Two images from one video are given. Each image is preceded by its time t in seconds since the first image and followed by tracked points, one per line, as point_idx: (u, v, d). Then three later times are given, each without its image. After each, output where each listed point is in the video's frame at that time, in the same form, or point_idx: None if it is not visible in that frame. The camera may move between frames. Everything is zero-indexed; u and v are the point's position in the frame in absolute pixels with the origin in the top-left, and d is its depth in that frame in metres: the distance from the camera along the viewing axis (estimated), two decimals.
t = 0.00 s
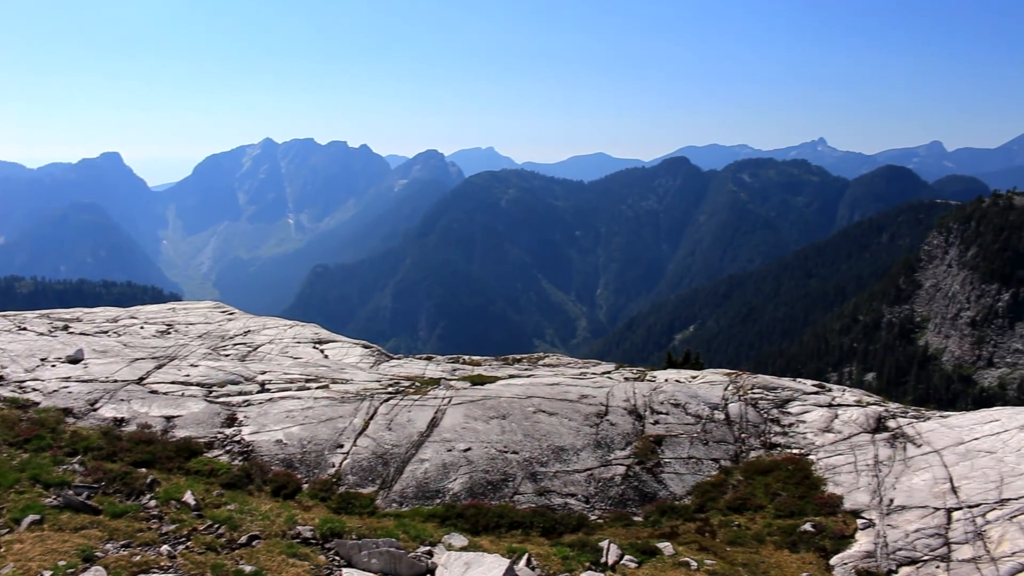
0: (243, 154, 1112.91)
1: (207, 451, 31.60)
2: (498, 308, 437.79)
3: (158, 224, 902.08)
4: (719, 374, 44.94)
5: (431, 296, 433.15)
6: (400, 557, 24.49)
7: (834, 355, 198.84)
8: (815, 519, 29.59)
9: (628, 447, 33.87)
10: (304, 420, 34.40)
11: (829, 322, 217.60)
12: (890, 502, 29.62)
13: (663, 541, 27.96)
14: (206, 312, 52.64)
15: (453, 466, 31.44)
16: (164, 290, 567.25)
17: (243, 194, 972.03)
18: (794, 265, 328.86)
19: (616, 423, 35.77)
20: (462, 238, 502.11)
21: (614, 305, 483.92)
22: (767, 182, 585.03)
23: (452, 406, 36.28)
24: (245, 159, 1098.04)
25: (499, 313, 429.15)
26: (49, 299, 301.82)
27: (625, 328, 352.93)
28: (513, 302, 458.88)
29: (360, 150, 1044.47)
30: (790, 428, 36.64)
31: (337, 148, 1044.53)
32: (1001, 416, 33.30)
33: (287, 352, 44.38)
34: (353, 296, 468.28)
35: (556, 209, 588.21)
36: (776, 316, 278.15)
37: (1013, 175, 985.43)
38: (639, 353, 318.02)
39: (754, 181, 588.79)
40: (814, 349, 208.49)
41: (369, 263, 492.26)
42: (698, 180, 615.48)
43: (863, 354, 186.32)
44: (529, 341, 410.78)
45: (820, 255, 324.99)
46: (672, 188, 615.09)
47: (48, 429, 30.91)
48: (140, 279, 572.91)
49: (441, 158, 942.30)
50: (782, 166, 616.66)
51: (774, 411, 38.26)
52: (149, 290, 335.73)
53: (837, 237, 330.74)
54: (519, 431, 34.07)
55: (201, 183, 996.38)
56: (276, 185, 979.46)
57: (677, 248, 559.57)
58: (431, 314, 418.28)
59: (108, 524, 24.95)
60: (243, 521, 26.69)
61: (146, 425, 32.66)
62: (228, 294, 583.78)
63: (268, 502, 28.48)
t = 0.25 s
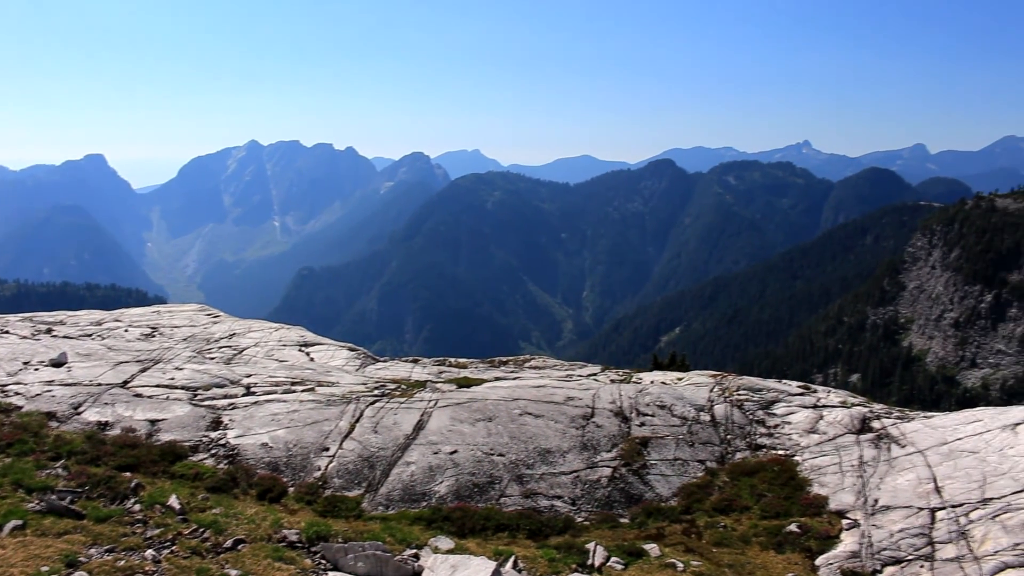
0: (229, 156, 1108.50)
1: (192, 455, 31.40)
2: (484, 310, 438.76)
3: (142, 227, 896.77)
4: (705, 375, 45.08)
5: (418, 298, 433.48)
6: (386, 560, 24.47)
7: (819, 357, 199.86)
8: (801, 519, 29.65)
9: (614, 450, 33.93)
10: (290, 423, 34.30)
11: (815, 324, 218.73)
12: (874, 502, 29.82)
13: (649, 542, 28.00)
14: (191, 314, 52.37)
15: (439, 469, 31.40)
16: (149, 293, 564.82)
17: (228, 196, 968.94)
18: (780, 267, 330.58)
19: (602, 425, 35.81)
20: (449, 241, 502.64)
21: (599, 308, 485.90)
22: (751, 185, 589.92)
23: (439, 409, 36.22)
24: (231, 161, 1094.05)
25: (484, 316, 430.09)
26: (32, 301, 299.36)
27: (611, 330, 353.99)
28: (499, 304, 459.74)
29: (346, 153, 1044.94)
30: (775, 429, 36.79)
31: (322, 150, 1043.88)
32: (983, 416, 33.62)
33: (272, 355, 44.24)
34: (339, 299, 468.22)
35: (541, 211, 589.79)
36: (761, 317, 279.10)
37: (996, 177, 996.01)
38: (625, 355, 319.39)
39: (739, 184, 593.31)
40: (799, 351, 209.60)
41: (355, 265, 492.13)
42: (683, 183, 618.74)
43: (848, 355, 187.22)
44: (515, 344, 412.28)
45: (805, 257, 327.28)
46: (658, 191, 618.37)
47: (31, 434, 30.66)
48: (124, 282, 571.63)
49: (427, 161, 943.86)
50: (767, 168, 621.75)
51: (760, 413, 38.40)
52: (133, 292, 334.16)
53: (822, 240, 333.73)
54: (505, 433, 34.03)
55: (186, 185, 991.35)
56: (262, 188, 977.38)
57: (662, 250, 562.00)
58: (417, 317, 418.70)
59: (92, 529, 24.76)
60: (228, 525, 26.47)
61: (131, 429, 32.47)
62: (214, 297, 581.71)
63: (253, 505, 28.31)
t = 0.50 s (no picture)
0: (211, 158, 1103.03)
1: (173, 460, 31.22)
2: (466, 312, 440.15)
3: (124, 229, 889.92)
4: (688, 377, 45.31)
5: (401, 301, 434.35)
6: (369, 565, 24.45)
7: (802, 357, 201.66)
8: (783, 521, 29.82)
9: (598, 452, 34.01)
10: (273, 427, 34.17)
11: (798, 326, 220.66)
12: (856, 503, 30.01)
13: (633, 545, 28.06)
14: (173, 318, 52.12)
15: (423, 473, 31.33)
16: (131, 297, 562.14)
17: (211, 199, 964.36)
18: (764, 270, 332.94)
19: (585, 428, 35.88)
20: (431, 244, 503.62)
21: (583, 310, 488.76)
22: (734, 188, 594.99)
23: (422, 412, 36.18)
24: (213, 163, 1088.64)
25: (468, 318, 431.47)
26: (11, 306, 296.33)
27: (595, 332, 355.84)
28: (483, 307, 461.08)
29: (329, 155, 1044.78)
30: (758, 431, 37.00)
31: (305, 153, 1043.03)
32: (962, 417, 34.10)
33: (255, 358, 44.07)
34: (322, 302, 468.81)
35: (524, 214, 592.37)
36: (745, 319, 281.05)
37: (976, 181, 1007.57)
38: (609, 358, 321.44)
39: (722, 186, 598.06)
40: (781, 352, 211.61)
41: (338, 269, 491.31)
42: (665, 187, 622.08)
43: (830, 357, 187.73)
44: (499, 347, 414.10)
45: (788, 260, 330.30)
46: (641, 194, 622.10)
47: (11, 440, 30.46)
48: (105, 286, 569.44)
49: (411, 163, 944.65)
50: (750, 171, 626.28)
51: (743, 415, 38.65)
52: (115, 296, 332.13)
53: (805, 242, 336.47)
54: (489, 436, 34.02)
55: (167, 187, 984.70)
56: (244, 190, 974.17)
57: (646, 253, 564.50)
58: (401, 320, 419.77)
59: (72, 535, 24.51)
60: (211, 530, 26.22)
61: (111, 433, 32.27)
62: (196, 301, 579.82)
63: (236, 510, 28.15)
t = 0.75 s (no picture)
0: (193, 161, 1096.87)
1: (156, 463, 31.05)
2: (450, 315, 440.69)
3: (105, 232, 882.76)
4: (671, 378, 45.55)
5: (385, 304, 434.03)
6: (353, 567, 24.39)
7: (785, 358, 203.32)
8: (766, 521, 29.99)
9: (581, 454, 34.07)
10: (255, 430, 34.06)
11: (780, 327, 222.34)
12: (839, 503, 30.23)
13: (616, 545, 28.15)
14: (155, 321, 51.87)
15: (407, 475, 31.32)
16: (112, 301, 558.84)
17: (193, 202, 959.67)
18: (746, 270, 335.14)
19: (568, 429, 35.96)
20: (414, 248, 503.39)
21: (566, 313, 491.71)
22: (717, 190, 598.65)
23: (405, 415, 36.19)
24: (195, 166, 1082.77)
25: (451, 321, 432.21)
26: None
27: (578, 335, 357.53)
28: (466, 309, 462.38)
29: (312, 158, 1044.19)
30: (740, 432, 37.26)
31: (288, 156, 1040.94)
32: (943, 417, 34.54)
33: (238, 361, 43.94)
34: (304, 305, 468.02)
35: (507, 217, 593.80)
36: (728, 321, 283.50)
37: (955, 183, 1017.78)
38: (592, 359, 322.50)
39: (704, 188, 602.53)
40: (764, 353, 213.25)
41: (321, 271, 490.20)
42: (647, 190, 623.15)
43: (813, 358, 188.24)
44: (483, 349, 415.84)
45: (769, 261, 332.75)
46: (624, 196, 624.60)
47: None
48: (86, 289, 565.61)
49: (394, 164, 945.66)
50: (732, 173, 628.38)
51: (725, 416, 38.90)
52: (95, 300, 328.78)
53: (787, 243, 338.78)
54: (473, 439, 34.02)
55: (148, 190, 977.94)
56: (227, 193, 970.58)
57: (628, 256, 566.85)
58: (384, 323, 419.62)
59: (52, 539, 24.24)
60: (194, 534, 26.07)
61: (93, 437, 32.10)
62: (177, 304, 577.36)
63: (219, 513, 28.03)
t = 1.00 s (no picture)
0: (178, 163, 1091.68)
1: (141, 468, 30.88)
2: (436, 317, 441.13)
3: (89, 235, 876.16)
4: (658, 380, 45.63)
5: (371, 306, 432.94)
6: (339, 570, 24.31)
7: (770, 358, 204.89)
8: (752, 521, 30.09)
9: (568, 455, 34.13)
10: (241, 434, 33.94)
11: (764, 328, 223.90)
12: (823, 502, 30.45)
13: (604, 547, 28.14)
14: (139, 325, 51.67)
15: (393, 478, 31.30)
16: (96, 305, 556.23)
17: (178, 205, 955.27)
18: (730, 271, 337.45)
19: (556, 431, 35.98)
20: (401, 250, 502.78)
21: (553, 314, 495.21)
22: (702, 192, 604.36)
23: (392, 418, 36.14)
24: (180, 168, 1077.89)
25: (438, 323, 432.90)
26: None
27: (564, 337, 359.04)
28: (452, 312, 464.21)
29: (298, 160, 1043.69)
30: (726, 433, 37.41)
31: (274, 158, 1039.23)
32: (925, 417, 34.97)
33: (223, 365, 43.86)
34: (290, 308, 467.09)
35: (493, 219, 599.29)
36: (714, 322, 285.51)
37: (937, 184, 1027.78)
38: (578, 360, 323.31)
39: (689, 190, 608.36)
40: (750, 354, 214.69)
41: (307, 274, 489.21)
42: (633, 191, 630.19)
43: (798, 359, 189.00)
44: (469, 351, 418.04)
45: (753, 262, 335.09)
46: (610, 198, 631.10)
47: None
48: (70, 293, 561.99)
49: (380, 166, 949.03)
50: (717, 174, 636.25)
51: (711, 416, 39.07)
52: (79, 304, 326.13)
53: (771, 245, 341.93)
54: (459, 441, 34.02)
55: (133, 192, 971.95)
56: (212, 196, 967.44)
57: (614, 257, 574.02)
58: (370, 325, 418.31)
59: (36, 545, 24.03)
60: (179, 538, 25.87)
61: (78, 442, 31.93)
62: (162, 307, 575.00)
63: (205, 517, 27.89)
